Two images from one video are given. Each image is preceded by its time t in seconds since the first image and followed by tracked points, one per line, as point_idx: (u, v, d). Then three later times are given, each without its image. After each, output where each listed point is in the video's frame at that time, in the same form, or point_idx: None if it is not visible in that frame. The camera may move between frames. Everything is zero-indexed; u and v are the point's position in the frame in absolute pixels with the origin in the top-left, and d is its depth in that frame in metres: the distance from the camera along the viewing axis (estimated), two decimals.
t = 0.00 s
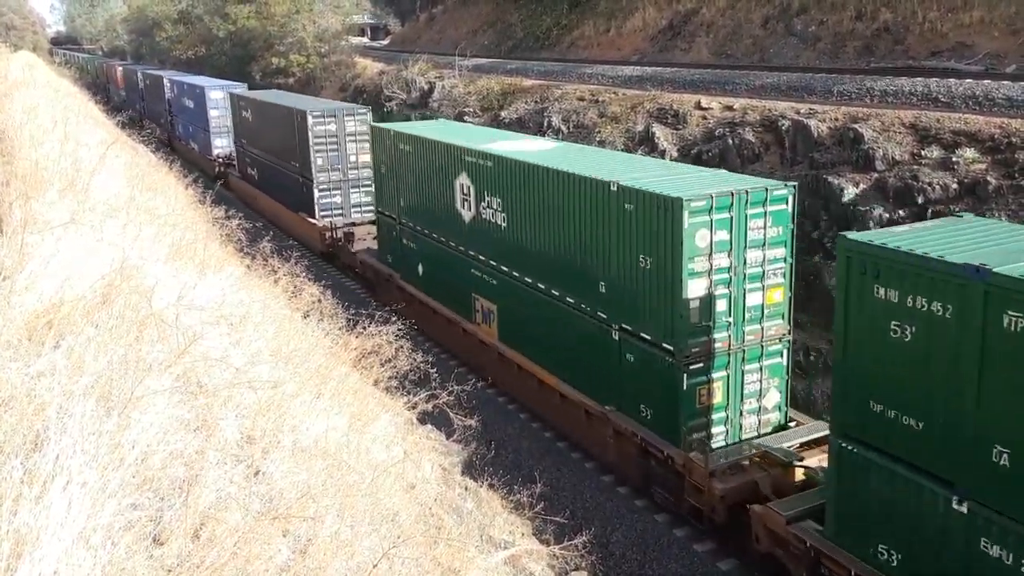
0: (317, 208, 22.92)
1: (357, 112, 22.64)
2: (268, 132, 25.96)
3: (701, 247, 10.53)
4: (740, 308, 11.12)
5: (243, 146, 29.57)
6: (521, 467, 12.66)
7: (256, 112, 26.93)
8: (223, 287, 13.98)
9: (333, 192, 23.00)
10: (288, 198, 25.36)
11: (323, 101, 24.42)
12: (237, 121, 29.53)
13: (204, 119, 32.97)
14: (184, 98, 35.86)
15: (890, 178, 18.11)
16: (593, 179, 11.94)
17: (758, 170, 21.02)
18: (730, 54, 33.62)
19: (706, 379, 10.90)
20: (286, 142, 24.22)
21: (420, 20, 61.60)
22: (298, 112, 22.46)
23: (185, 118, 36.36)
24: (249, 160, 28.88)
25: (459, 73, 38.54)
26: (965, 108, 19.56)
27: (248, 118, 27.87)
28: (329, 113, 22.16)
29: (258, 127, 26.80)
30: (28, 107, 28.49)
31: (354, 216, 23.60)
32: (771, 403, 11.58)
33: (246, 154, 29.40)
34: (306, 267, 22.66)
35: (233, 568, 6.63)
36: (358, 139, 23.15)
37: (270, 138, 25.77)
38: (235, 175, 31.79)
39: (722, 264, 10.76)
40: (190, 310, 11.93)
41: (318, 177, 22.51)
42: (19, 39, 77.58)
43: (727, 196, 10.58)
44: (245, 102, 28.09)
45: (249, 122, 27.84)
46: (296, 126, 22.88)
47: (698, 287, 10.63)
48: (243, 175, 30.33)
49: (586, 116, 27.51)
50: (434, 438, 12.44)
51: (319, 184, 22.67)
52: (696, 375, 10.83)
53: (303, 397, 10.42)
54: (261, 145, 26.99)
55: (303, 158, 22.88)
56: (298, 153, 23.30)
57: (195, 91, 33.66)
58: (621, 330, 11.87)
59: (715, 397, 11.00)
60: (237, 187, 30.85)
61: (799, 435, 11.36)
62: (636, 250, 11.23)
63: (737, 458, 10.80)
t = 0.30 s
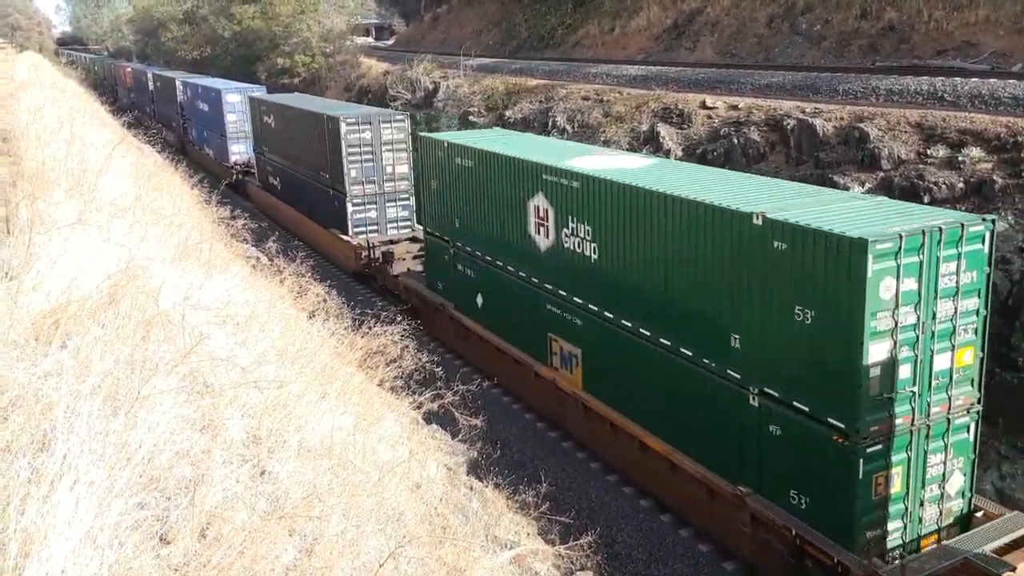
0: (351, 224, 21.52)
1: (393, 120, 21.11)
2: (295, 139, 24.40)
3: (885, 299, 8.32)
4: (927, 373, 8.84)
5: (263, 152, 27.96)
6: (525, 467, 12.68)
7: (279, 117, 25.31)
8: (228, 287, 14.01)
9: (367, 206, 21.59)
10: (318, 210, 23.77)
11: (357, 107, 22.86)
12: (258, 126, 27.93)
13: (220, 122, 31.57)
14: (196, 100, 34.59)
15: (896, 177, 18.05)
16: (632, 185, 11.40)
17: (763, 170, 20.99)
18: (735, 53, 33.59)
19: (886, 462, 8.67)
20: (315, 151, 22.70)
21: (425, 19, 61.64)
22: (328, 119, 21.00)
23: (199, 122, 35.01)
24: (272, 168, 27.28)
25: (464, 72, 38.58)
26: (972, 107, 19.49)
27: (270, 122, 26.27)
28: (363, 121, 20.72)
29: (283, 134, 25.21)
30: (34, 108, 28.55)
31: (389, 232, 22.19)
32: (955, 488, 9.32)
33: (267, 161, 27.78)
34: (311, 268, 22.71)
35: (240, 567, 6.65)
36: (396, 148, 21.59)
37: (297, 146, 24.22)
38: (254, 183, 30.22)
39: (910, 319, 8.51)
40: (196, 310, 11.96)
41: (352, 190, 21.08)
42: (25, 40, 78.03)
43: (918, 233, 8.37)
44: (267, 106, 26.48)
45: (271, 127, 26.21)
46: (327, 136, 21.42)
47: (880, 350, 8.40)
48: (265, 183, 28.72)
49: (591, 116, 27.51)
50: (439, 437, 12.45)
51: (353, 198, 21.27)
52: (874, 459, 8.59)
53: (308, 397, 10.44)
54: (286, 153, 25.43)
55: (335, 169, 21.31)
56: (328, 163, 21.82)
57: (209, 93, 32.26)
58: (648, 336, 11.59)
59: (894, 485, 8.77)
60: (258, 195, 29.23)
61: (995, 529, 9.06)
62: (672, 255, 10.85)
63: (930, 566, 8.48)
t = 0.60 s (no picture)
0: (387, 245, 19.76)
1: (435, 131, 19.33)
2: (321, 148, 22.58)
3: None
4: None
5: (284, 162, 26.20)
6: (528, 468, 12.68)
7: (304, 125, 23.52)
8: (231, 288, 14.02)
9: (405, 225, 19.86)
10: (348, 228, 21.99)
11: (394, 115, 21.07)
12: (278, 135, 26.14)
13: (235, 129, 30.03)
14: (209, 105, 33.09)
15: (899, 178, 18.05)
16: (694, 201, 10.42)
17: (766, 170, 20.99)
18: (737, 54, 33.59)
19: None
20: (346, 162, 20.89)
21: (427, 21, 61.69)
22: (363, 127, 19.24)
23: (213, 130, 33.45)
24: (295, 181, 25.44)
25: (466, 74, 38.62)
26: (975, 107, 19.48)
27: (293, 130, 24.42)
28: (402, 131, 18.99)
29: (308, 143, 23.38)
30: (37, 110, 28.60)
31: (429, 253, 20.52)
32: None
33: (288, 172, 25.99)
34: (313, 269, 22.71)
35: (243, 568, 6.65)
36: (437, 160, 19.85)
37: (325, 156, 22.38)
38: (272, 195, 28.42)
39: None
40: (199, 311, 11.96)
41: (389, 207, 19.38)
42: (28, 42, 78.41)
43: None
44: (289, 112, 24.66)
45: (294, 135, 24.39)
46: (361, 147, 19.68)
47: None
48: (285, 194, 26.93)
49: (593, 117, 27.52)
50: (441, 438, 12.44)
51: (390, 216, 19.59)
52: None
53: (311, 398, 10.44)
54: (311, 164, 23.64)
55: (371, 183, 19.57)
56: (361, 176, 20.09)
57: (223, 98, 30.69)
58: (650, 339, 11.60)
59: None
60: (279, 208, 27.44)
61: None
62: (674, 258, 10.89)
63: None
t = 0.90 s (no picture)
0: (430, 268, 17.91)
1: (483, 141, 17.65)
2: (354, 157, 20.79)
3: None
4: None
5: (307, 172, 24.48)
6: (528, 467, 12.67)
7: (331, 132, 21.75)
8: (232, 288, 14.01)
9: (450, 245, 18.02)
10: (382, 247, 20.23)
11: (434, 123, 19.36)
12: (301, 143, 24.42)
13: (251, 135, 28.61)
14: (221, 109, 31.63)
15: (899, 178, 18.04)
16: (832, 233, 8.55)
17: (766, 170, 20.98)
18: (738, 53, 33.58)
19: None
20: (382, 174, 19.20)
21: (428, 20, 61.65)
22: (405, 138, 17.53)
23: (226, 134, 32.04)
24: (321, 193, 23.67)
25: (467, 73, 38.61)
26: (976, 107, 19.46)
27: (320, 138, 22.62)
28: (449, 142, 17.28)
29: (337, 152, 21.63)
30: (38, 109, 28.58)
31: (475, 275, 18.60)
32: None
33: (313, 183, 24.28)
34: (314, 268, 22.72)
35: (244, 567, 6.66)
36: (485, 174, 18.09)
37: (358, 167, 20.59)
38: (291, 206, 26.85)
39: None
40: (199, 311, 11.95)
41: (433, 226, 17.63)
42: (29, 41, 78.52)
43: None
44: (314, 119, 22.88)
45: (321, 143, 22.63)
46: (401, 158, 17.93)
47: None
48: (308, 207, 25.20)
49: (594, 116, 27.49)
50: (442, 437, 12.43)
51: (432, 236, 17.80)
52: None
53: (312, 398, 10.44)
54: (340, 175, 21.89)
55: (413, 199, 17.82)
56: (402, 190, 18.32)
57: (237, 102, 29.22)
58: (656, 338, 11.62)
59: None
60: (301, 222, 25.72)
61: None
62: (679, 258, 10.91)
63: None
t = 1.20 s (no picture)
0: (487, 296, 15.97)
1: (548, 153, 15.80)
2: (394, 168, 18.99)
3: None
4: None
5: (336, 183, 22.78)
6: (530, 466, 12.68)
7: (367, 141, 19.99)
8: (233, 287, 13.99)
9: (510, 272, 16.06)
10: (427, 269, 18.35)
11: (487, 133, 17.54)
12: (329, 152, 22.74)
13: (269, 140, 27.06)
14: (239, 115, 29.92)
15: (902, 176, 18.00)
16: None
17: (768, 168, 20.95)
18: (741, 51, 33.52)
19: None
20: (429, 188, 17.36)
21: (429, 19, 61.60)
22: (460, 148, 15.71)
23: (241, 139, 30.49)
24: (354, 206, 21.89)
25: (469, 71, 38.57)
26: (979, 105, 19.41)
27: (354, 147, 20.88)
28: (510, 154, 15.42)
29: (374, 163, 19.84)
30: (40, 108, 28.57)
31: (536, 306, 16.60)
32: None
33: (341, 194, 22.59)
34: (316, 267, 22.76)
35: (245, 565, 6.65)
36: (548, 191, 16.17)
37: (399, 179, 18.75)
38: (317, 219, 25.10)
39: None
40: (201, 309, 11.95)
41: (491, 250, 15.71)
42: (32, 40, 78.68)
43: None
44: (346, 126, 21.18)
45: (355, 151, 20.88)
46: (455, 171, 16.09)
47: None
48: (335, 220, 23.51)
49: (596, 115, 27.45)
50: (444, 436, 12.43)
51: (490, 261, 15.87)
52: None
53: (314, 397, 10.44)
54: (376, 188, 20.08)
55: (467, 217, 15.95)
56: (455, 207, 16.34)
57: (253, 106, 27.74)
58: (704, 356, 10.77)
59: None
60: (327, 237, 23.99)
61: None
62: (685, 259, 10.86)
63: None
